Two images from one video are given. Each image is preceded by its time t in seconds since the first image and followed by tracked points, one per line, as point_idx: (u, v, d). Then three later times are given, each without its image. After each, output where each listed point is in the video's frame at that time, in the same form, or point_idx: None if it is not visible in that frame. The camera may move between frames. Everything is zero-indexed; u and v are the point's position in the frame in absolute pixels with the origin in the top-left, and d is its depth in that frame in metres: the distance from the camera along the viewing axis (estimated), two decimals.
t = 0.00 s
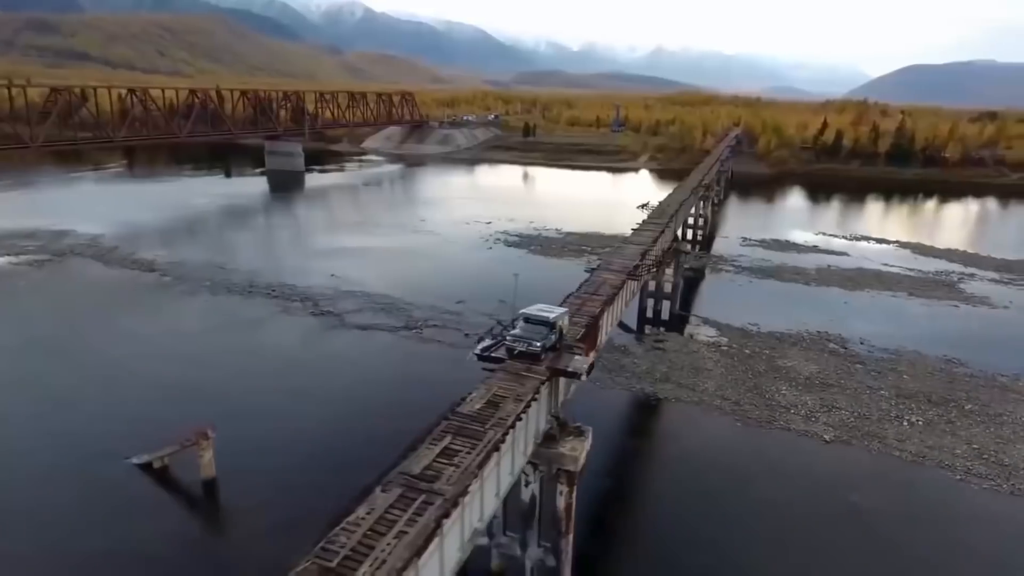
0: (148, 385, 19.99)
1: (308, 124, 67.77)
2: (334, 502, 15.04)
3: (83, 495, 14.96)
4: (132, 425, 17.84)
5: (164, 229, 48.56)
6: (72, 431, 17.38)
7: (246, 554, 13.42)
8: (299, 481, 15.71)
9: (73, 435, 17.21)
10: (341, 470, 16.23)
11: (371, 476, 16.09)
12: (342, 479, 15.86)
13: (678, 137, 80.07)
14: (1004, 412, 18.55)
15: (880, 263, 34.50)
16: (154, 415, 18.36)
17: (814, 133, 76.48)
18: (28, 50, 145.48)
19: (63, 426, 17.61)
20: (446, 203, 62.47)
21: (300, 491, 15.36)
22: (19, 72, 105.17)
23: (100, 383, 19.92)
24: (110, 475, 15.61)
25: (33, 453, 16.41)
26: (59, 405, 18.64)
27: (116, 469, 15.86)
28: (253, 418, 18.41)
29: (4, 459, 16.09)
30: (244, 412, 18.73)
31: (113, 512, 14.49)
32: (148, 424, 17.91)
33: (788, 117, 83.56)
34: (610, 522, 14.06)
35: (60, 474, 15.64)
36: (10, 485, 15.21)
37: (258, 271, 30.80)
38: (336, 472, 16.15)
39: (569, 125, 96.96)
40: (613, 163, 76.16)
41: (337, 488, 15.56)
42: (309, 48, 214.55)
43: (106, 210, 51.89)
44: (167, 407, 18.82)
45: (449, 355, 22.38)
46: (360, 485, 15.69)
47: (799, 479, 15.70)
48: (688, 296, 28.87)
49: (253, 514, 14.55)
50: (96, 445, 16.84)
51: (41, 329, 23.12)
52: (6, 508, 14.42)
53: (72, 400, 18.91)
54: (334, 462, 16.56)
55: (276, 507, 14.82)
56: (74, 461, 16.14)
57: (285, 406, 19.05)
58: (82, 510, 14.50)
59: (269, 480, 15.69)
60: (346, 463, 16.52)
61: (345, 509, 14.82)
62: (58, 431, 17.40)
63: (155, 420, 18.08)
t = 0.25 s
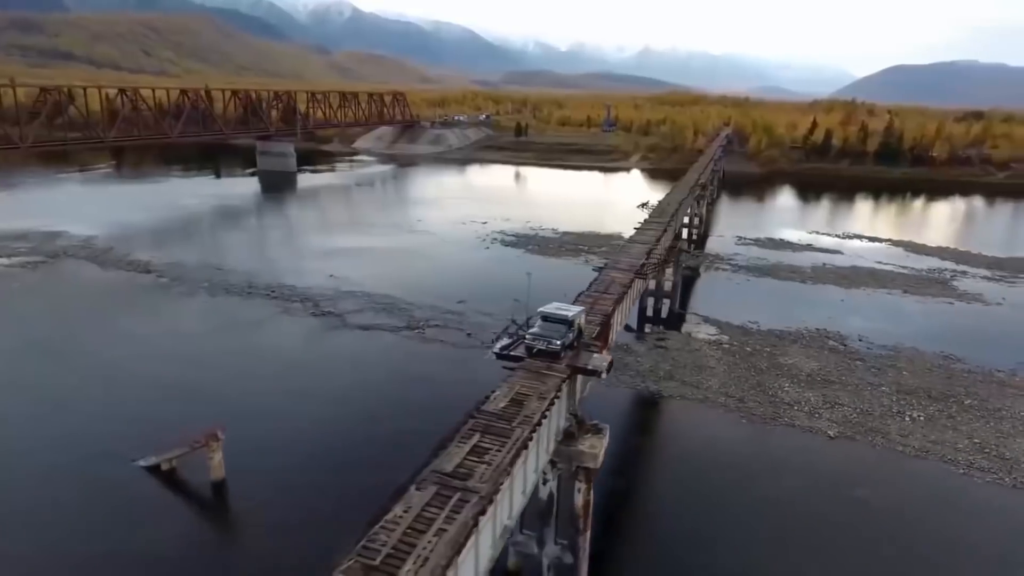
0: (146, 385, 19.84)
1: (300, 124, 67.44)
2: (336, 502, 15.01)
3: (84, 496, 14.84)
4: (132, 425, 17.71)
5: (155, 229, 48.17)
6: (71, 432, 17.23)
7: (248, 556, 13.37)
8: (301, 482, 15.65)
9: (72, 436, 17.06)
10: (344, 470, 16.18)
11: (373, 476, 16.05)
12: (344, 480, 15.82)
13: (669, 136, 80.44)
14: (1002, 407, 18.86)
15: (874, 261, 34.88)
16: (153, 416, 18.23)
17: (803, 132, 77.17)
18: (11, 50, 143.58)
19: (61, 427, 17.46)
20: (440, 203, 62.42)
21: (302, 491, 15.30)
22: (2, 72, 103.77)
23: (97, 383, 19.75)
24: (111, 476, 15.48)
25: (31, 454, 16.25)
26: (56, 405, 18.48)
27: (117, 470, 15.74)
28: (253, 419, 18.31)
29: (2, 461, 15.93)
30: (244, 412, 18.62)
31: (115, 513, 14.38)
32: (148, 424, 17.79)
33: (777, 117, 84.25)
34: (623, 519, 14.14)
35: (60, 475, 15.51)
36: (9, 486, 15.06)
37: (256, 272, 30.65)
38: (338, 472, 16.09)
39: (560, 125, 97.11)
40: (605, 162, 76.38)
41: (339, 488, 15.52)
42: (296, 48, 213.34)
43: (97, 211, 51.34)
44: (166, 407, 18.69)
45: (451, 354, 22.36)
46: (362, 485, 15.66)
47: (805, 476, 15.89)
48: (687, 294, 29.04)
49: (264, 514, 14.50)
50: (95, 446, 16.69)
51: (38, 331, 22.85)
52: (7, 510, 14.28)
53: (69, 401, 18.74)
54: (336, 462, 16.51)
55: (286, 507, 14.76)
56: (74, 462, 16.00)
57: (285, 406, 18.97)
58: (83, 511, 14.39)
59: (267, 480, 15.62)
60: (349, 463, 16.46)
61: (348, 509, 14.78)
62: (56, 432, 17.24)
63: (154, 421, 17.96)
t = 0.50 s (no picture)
0: (146, 386, 19.62)
1: (288, 124, 66.96)
2: (343, 503, 14.92)
3: (89, 500, 14.66)
4: (134, 427, 17.51)
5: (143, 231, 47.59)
6: (72, 435, 17.00)
7: (258, 557, 13.28)
8: (307, 482, 15.56)
9: (73, 440, 16.82)
10: (350, 470, 16.11)
11: (380, 476, 15.99)
12: (352, 480, 15.75)
13: (657, 135, 80.97)
14: (998, 399, 19.27)
15: (864, 258, 35.40)
16: (155, 417, 18.03)
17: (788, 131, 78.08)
18: None
19: (61, 431, 17.22)
20: (430, 203, 62.30)
21: (310, 492, 15.20)
22: None
23: (96, 386, 19.50)
24: (115, 480, 15.30)
25: (33, 458, 16.03)
26: (56, 408, 18.24)
27: (122, 473, 15.56)
28: (257, 419, 18.16)
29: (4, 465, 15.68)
30: (247, 412, 18.47)
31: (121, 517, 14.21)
32: (150, 425, 17.60)
33: (763, 116, 85.14)
34: (636, 515, 14.24)
35: (64, 479, 15.31)
36: (12, 491, 14.84)
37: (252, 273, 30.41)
38: (345, 472, 16.02)
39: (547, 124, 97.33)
40: (593, 162, 76.71)
41: (347, 488, 15.44)
42: (279, 47, 211.60)
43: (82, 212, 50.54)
44: (167, 409, 18.49)
45: (454, 353, 22.33)
46: (370, 484, 15.61)
47: (811, 469, 16.11)
48: (684, 292, 29.28)
49: (278, 515, 14.41)
50: (97, 449, 16.48)
51: (33, 334, 22.48)
52: (11, 516, 14.07)
53: (69, 404, 18.50)
54: (342, 462, 16.42)
55: (299, 508, 14.68)
56: (77, 466, 15.79)
57: (288, 407, 18.84)
58: (89, 516, 14.21)
59: (276, 481, 15.51)
60: (355, 462, 16.38)
61: (357, 509, 14.73)
62: (57, 435, 17.01)
63: (157, 422, 17.77)
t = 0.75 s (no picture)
0: (147, 386, 19.42)
1: (277, 124, 66.52)
2: (351, 504, 14.84)
3: (94, 502, 14.48)
4: (136, 427, 17.32)
5: (133, 232, 47.11)
6: (73, 437, 16.78)
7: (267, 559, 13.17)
8: (314, 483, 15.46)
9: (74, 441, 16.61)
10: (357, 471, 16.04)
11: (387, 475, 15.93)
12: (359, 480, 15.68)
13: (646, 135, 81.37)
14: (994, 394, 19.61)
15: (857, 256, 35.81)
16: (157, 417, 17.83)
17: (776, 131, 78.81)
18: None
19: (62, 432, 16.98)
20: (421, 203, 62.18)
21: (317, 493, 15.11)
22: None
23: (94, 387, 19.26)
24: (119, 482, 15.12)
25: (34, 460, 15.81)
26: (55, 410, 18.00)
27: (126, 475, 15.38)
28: (260, 419, 18.03)
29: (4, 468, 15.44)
30: (250, 412, 18.33)
31: (127, 519, 14.04)
32: (153, 426, 17.41)
33: (751, 116, 85.83)
34: (647, 512, 14.33)
35: (67, 481, 15.11)
36: (14, 494, 14.63)
37: (248, 274, 30.20)
38: (352, 473, 15.95)
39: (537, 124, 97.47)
40: (583, 162, 76.95)
41: (355, 489, 15.36)
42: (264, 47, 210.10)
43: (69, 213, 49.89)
44: (169, 409, 18.30)
45: (456, 352, 22.33)
46: (377, 484, 15.55)
47: (816, 465, 16.29)
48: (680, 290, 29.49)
49: (288, 516, 14.31)
50: (99, 450, 16.28)
51: (28, 336, 22.15)
52: (15, 520, 13.87)
53: (68, 405, 18.25)
54: (348, 462, 16.34)
55: (310, 509, 14.59)
56: (80, 468, 15.59)
57: (291, 406, 18.73)
58: (94, 518, 14.03)
59: (286, 482, 15.41)
60: (362, 463, 16.32)
61: (366, 509, 14.66)
62: (57, 436, 16.77)
63: (159, 422, 17.57)
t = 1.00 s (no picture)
0: (147, 388, 19.15)
1: (265, 124, 65.96)
2: (362, 503, 14.75)
3: (100, 506, 14.27)
4: (139, 429, 17.06)
5: (121, 233, 46.49)
6: (74, 440, 16.50)
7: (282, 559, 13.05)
8: (323, 483, 15.35)
9: (76, 444, 16.33)
10: (366, 470, 15.96)
11: (397, 474, 15.86)
12: (368, 480, 15.60)
13: (634, 134, 81.79)
14: (989, 387, 20.04)
15: (847, 253, 36.31)
16: (160, 418, 17.60)
17: (762, 130, 79.62)
18: None
19: (63, 435, 16.68)
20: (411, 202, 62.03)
21: (328, 493, 15.00)
22: None
23: (93, 389, 18.94)
24: (126, 485, 14.90)
25: (36, 463, 15.53)
26: (55, 412, 17.68)
27: (132, 477, 15.15)
28: (265, 419, 17.87)
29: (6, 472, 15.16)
30: (255, 412, 18.16)
31: (136, 523, 13.85)
32: (156, 427, 17.16)
33: (737, 115, 86.62)
34: (659, 504, 14.42)
35: (72, 484, 14.87)
36: (18, 499, 14.36)
37: (243, 274, 29.91)
38: (361, 472, 15.86)
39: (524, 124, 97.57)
40: (572, 161, 77.20)
41: (365, 488, 15.28)
42: (246, 46, 207.99)
43: (53, 215, 49.10)
44: (171, 410, 18.06)
45: (458, 351, 22.31)
46: (388, 483, 15.48)
47: (821, 456, 16.48)
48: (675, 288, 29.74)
49: (301, 516, 14.23)
50: (103, 453, 16.02)
51: (23, 339, 21.79)
52: (21, 525, 13.61)
53: (68, 407, 17.95)
54: (357, 462, 16.25)
55: (322, 509, 14.51)
56: (84, 471, 15.34)
57: (296, 406, 18.58)
58: (102, 523, 13.82)
59: (297, 482, 15.35)
60: (370, 462, 16.24)
61: (378, 508, 14.59)
62: (59, 439, 16.49)
63: (162, 424, 17.34)
